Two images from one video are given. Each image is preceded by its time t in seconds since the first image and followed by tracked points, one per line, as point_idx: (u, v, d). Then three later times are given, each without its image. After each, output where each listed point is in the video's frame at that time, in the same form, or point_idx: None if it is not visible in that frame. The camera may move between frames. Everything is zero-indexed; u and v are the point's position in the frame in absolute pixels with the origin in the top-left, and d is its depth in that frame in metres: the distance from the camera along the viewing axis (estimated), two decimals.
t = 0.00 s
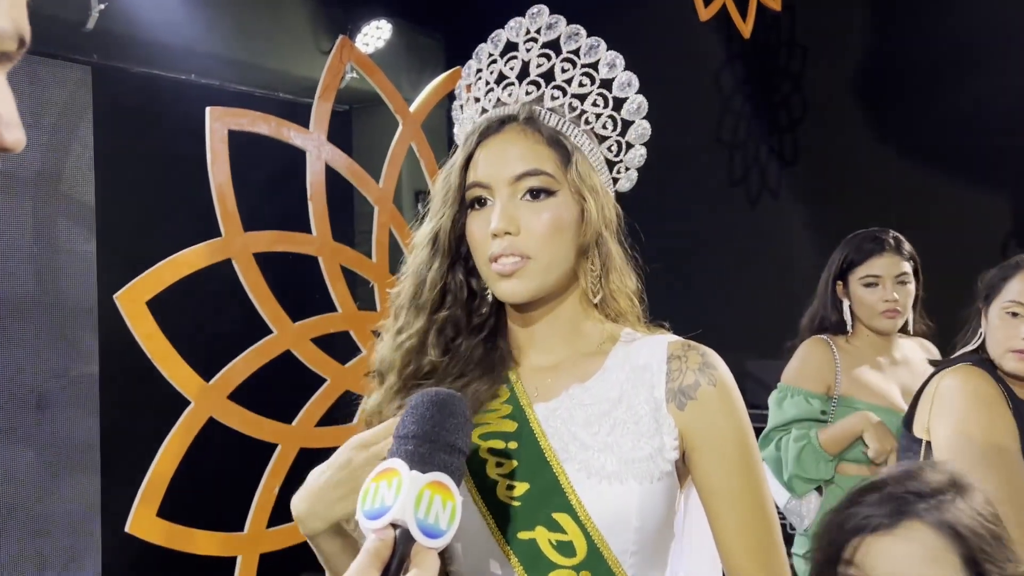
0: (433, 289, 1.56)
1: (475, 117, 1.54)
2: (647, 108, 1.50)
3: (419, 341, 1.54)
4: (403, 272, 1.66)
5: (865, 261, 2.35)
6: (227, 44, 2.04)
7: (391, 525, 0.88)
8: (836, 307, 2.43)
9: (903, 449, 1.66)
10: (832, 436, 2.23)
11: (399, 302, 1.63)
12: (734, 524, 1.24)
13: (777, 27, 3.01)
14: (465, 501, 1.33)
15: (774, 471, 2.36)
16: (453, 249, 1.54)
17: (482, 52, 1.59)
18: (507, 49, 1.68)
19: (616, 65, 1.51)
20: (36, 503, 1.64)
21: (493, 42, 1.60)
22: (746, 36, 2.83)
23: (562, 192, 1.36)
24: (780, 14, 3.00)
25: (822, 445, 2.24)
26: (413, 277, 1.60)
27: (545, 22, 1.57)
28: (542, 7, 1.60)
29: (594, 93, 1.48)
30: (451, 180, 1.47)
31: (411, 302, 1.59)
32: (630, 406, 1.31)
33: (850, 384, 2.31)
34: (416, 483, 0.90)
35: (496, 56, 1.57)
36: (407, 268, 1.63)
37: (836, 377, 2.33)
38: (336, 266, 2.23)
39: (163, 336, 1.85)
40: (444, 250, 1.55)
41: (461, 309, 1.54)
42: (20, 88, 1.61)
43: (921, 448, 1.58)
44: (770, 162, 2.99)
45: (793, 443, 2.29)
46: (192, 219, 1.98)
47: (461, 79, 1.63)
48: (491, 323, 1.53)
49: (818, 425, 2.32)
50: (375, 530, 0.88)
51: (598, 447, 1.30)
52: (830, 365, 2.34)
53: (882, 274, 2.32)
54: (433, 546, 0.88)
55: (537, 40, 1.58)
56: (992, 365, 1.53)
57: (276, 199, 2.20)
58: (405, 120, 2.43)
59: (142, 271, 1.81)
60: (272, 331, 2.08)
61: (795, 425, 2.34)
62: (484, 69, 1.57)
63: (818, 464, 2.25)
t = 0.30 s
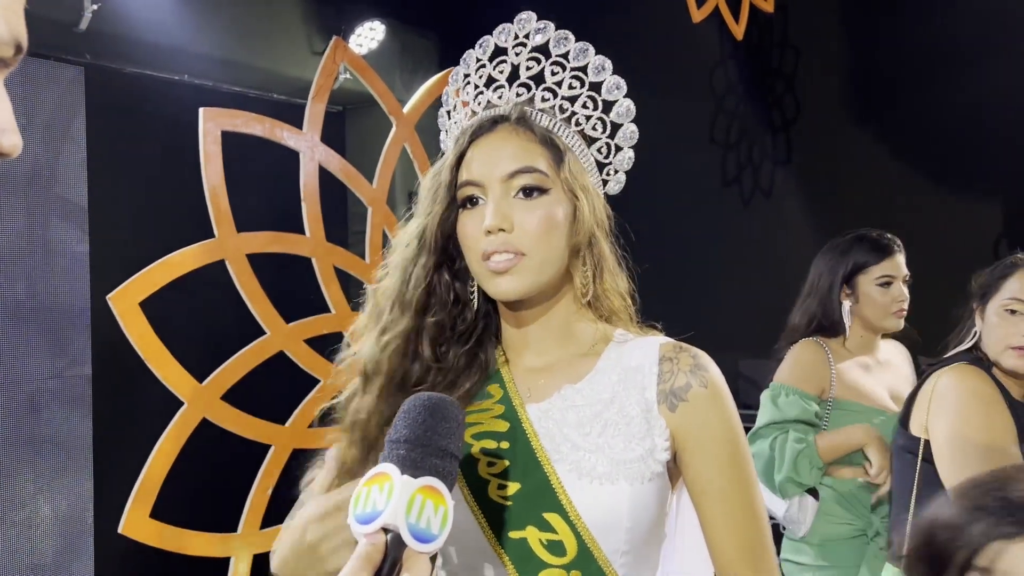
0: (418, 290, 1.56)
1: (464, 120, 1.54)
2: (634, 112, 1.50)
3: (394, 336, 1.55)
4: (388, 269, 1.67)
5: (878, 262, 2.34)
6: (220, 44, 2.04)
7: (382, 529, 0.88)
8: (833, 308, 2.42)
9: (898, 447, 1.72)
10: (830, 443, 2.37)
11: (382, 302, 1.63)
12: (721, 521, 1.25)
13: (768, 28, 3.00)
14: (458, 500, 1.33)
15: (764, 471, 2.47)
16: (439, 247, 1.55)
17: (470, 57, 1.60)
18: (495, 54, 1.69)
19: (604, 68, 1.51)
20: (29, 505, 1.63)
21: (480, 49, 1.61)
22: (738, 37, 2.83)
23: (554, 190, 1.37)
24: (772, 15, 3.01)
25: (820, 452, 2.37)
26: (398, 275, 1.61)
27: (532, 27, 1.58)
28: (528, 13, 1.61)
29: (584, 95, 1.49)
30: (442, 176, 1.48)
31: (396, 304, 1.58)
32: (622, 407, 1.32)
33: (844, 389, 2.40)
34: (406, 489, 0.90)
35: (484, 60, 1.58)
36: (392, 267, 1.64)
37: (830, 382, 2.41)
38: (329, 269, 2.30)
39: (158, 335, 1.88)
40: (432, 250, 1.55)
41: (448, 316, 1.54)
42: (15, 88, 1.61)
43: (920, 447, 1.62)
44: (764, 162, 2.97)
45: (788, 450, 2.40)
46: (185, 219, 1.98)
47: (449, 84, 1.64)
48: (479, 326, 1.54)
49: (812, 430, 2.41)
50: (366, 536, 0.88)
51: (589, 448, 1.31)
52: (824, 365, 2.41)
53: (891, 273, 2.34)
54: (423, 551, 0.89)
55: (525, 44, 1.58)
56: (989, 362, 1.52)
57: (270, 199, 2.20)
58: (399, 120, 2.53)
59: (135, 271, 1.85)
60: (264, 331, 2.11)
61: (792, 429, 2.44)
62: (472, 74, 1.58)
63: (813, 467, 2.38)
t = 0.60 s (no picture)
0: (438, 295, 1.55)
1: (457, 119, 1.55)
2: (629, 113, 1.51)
3: (420, 345, 1.53)
4: (394, 272, 1.65)
5: (874, 265, 2.39)
6: (214, 44, 2.04)
7: (376, 530, 0.89)
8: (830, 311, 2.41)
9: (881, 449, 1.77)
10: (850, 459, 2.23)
11: (402, 309, 1.59)
12: (703, 528, 1.27)
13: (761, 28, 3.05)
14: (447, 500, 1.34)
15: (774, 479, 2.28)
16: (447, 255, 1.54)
17: (463, 52, 1.60)
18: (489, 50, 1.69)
19: (598, 69, 1.52)
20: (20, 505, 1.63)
21: (474, 43, 1.61)
22: (732, 38, 2.85)
23: (543, 201, 1.38)
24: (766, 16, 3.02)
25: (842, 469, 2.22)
26: (408, 277, 1.59)
27: (528, 23, 1.58)
28: (524, 6, 1.60)
29: (576, 98, 1.49)
30: (435, 178, 1.47)
31: (420, 314, 1.56)
32: (609, 405, 1.33)
33: (848, 392, 2.32)
34: (401, 486, 0.91)
35: (478, 57, 1.58)
36: (399, 270, 1.63)
37: (835, 387, 2.31)
38: (323, 269, 2.29)
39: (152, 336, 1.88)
40: (442, 258, 1.54)
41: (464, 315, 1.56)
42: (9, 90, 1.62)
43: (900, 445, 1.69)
44: (757, 164, 3.01)
45: (818, 467, 2.21)
46: (179, 219, 1.98)
47: (443, 79, 1.64)
48: (478, 324, 1.56)
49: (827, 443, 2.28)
50: (360, 535, 0.89)
51: (576, 445, 1.31)
52: (827, 369, 2.32)
53: (886, 277, 2.39)
54: (418, 551, 0.90)
55: (518, 41, 1.59)
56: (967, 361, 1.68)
57: (264, 200, 2.20)
58: (392, 119, 2.51)
59: (131, 271, 1.84)
60: (258, 332, 2.11)
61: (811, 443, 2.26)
62: (465, 71, 1.58)
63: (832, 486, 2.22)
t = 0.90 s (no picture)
0: (431, 296, 1.54)
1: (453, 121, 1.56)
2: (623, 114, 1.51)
3: (411, 343, 1.54)
4: (390, 281, 1.65)
5: (869, 268, 2.40)
6: (210, 45, 2.04)
7: (374, 529, 0.89)
8: (825, 314, 2.40)
9: (860, 452, 1.81)
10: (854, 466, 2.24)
11: (392, 313, 1.60)
12: (697, 531, 1.28)
13: (757, 30, 3.07)
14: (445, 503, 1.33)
15: (781, 486, 2.26)
16: (441, 254, 1.53)
17: (461, 54, 1.61)
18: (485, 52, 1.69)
19: (592, 72, 1.52)
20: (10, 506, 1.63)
21: (471, 46, 1.62)
22: (729, 40, 2.85)
23: (536, 202, 1.38)
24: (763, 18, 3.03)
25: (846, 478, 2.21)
26: (403, 284, 1.59)
27: (523, 27, 1.58)
28: (520, 10, 1.60)
29: (571, 100, 1.49)
30: (430, 182, 1.46)
31: (410, 313, 1.57)
32: (604, 406, 1.33)
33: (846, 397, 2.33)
34: (400, 486, 0.90)
35: (474, 59, 1.59)
36: (394, 276, 1.62)
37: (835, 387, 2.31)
38: (319, 270, 2.31)
39: (149, 337, 1.88)
40: (435, 258, 1.53)
41: (457, 317, 1.54)
42: (5, 90, 1.61)
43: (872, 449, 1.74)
44: (753, 165, 3.02)
45: (825, 474, 2.20)
46: (175, 221, 1.97)
47: (439, 80, 1.65)
48: (476, 326, 1.54)
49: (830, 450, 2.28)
50: (359, 534, 0.89)
51: (571, 445, 1.31)
52: (825, 369, 2.33)
53: (880, 279, 2.41)
54: (415, 551, 0.89)
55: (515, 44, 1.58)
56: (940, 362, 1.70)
57: (260, 201, 2.20)
58: (388, 120, 2.54)
59: (126, 272, 1.84)
60: (254, 333, 2.12)
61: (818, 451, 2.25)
62: (462, 73, 1.58)
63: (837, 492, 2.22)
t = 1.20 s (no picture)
0: (423, 294, 1.56)
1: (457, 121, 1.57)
2: (616, 110, 1.52)
3: (404, 340, 1.55)
4: (388, 280, 1.66)
5: (865, 266, 2.40)
6: (210, 46, 2.05)
7: (372, 529, 0.89)
8: (823, 314, 2.41)
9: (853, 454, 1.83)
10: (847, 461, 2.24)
11: (389, 310, 1.62)
12: (697, 532, 1.28)
13: (756, 31, 3.06)
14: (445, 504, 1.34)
15: (771, 483, 2.27)
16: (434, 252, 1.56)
17: (464, 64, 1.61)
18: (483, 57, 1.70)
19: (583, 69, 1.53)
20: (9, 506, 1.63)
21: (471, 53, 1.63)
22: (727, 42, 2.85)
23: (519, 198, 1.37)
24: (761, 20, 3.04)
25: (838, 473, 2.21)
26: (399, 281, 1.60)
27: (517, 30, 1.59)
28: (515, 14, 1.62)
29: (560, 98, 1.50)
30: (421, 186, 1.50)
31: (403, 308, 1.58)
32: (606, 408, 1.33)
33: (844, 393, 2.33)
34: (398, 486, 0.91)
35: (473, 66, 1.60)
36: (392, 275, 1.63)
37: (831, 387, 2.33)
38: (318, 270, 2.27)
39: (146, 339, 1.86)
40: (427, 256, 1.56)
41: (452, 314, 1.54)
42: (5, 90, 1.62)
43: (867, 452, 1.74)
44: (751, 167, 3.02)
45: (816, 469, 2.20)
46: (174, 221, 1.98)
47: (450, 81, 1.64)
48: (478, 327, 1.53)
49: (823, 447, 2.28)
50: (355, 534, 0.89)
51: (573, 448, 1.32)
52: (823, 368, 2.34)
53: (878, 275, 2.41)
54: (414, 551, 0.89)
55: (509, 48, 1.60)
56: (933, 365, 1.70)
57: (260, 202, 2.20)
58: (387, 121, 2.48)
59: (123, 274, 1.82)
60: (253, 334, 2.10)
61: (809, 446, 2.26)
62: (462, 83, 1.60)
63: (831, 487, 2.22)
